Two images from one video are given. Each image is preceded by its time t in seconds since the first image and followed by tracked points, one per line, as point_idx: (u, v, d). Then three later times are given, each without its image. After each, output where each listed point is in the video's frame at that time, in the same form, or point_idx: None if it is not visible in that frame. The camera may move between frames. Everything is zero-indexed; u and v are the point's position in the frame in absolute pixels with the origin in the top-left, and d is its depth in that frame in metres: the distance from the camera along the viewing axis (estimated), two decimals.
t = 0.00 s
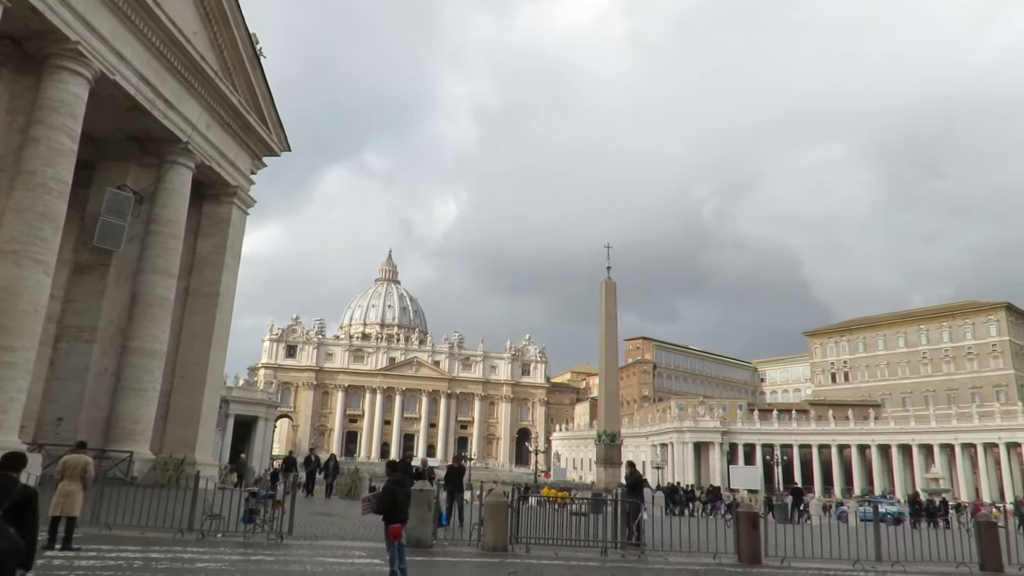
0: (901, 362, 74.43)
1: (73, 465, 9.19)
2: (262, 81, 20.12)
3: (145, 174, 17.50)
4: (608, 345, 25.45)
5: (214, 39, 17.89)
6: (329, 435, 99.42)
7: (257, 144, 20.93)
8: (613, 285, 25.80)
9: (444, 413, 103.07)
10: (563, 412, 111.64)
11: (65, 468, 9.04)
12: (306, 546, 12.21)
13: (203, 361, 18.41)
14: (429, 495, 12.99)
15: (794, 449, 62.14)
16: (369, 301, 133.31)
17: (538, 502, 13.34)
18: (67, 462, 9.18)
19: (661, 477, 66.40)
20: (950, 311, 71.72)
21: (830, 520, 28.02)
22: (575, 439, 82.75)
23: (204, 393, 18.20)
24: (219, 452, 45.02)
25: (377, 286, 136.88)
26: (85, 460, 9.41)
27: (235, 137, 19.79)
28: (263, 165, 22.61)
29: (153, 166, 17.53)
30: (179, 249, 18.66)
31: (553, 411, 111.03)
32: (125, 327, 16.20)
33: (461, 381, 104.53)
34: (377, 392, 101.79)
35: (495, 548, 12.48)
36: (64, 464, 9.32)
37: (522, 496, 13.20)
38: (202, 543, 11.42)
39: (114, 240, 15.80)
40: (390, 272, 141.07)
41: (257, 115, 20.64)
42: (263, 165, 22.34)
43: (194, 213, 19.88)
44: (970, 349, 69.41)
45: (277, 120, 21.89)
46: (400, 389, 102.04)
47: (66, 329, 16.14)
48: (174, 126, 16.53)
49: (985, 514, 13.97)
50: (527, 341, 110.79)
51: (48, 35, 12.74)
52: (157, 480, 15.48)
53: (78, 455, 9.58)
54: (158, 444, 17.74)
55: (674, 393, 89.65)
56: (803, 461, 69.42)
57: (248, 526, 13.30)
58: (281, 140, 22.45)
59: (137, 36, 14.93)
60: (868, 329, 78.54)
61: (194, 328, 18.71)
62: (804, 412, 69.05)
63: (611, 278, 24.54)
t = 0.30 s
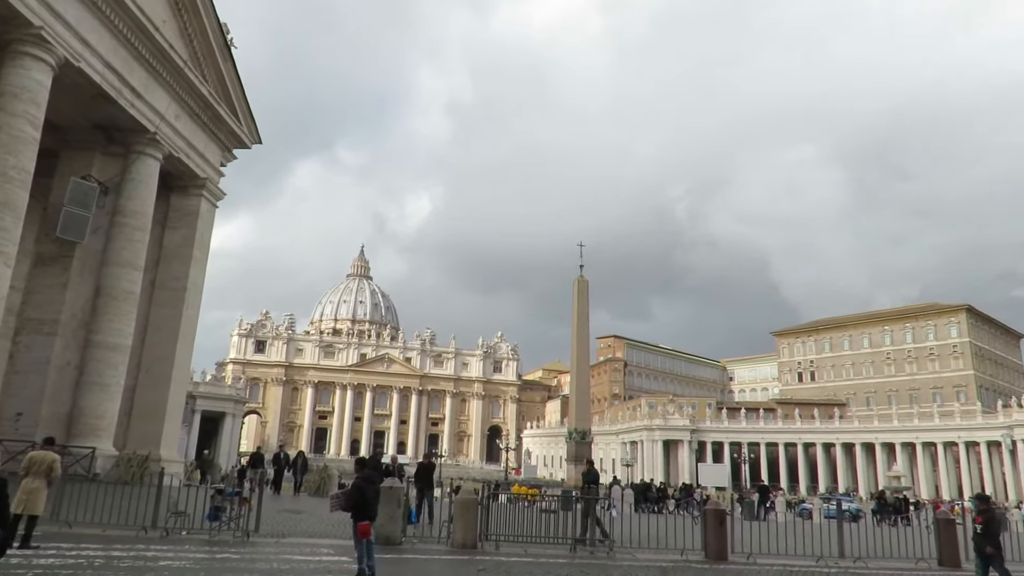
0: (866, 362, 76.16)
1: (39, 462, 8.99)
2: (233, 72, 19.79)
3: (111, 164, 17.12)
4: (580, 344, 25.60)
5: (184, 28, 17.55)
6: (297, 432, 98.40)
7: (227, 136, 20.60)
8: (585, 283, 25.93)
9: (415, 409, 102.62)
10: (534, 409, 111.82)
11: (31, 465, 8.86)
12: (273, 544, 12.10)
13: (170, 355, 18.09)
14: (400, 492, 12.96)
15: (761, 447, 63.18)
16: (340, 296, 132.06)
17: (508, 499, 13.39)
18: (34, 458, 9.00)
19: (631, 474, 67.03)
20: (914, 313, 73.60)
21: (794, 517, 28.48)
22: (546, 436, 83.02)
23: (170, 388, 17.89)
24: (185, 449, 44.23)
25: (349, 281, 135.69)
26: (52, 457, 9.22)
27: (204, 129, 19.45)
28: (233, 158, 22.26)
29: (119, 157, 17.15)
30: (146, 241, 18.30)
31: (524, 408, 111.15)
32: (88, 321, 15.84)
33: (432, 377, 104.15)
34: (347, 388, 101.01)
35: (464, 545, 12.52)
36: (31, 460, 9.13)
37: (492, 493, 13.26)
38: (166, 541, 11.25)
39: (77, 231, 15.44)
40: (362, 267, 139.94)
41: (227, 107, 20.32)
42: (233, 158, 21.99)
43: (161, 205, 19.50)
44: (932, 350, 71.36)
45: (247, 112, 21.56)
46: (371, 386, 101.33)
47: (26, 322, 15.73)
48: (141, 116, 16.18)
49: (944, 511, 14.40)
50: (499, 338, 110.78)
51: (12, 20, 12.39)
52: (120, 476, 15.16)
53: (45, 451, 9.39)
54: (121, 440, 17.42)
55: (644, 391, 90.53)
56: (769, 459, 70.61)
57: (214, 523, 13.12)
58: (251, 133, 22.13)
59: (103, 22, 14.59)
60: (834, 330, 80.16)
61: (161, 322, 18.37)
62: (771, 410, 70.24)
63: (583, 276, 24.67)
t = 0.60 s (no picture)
0: (834, 361, 77.68)
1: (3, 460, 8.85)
2: (204, 63, 19.49)
3: (77, 155, 16.77)
4: (554, 341, 25.76)
5: (154, 18, 17.24)
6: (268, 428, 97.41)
7: (197, 128, 20.30)
8: (560, 281, 26.05)
9: (388, 406, 102.12)
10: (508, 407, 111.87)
11: None
12: (243, 542, 12.00)
13: (138, 351, 17.78)
14: (371, 489, 12.92)
15: (731, 444, 64.11)
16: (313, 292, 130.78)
17: (480, 497, 13.43)
18: None
19: (602, 471, 67.59)
20: (881, 313, 75.22)
21: (762, 514, 28.96)
22: (519, 434, 83.23)
23: (137, 384, 17.63)
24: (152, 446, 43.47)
25: (322, 277, 134.41)
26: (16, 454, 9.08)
27: (175, 120, 19.14)
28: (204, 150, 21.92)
29: (86, 148, 16.82)
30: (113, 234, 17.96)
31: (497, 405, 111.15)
32: (53, 315, 15.51)
33: (405, 374, 103.68)
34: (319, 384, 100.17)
35: (436, 542, 12.56)
36: None
37: (465, 490, 13.29)
38: (132, 539, 11.08)
39: (41, 223, 15.10)
40: (336, 263, 138.72)
41: (198, 98, 20.00)
42: (204, 150, 21.66)
43: (129, 197, 19.14)
44: (898, 349, 73.02)
45: (219, 105, 21.23)
46: (343, 382, 100.59)
47: None
48: (109, 106, 15.86)
49: (907, 507, 14.79)
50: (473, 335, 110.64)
51: None
52: (85, 474, 14.87)
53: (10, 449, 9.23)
54: (87, 437, 17.09)
55: (617, 389, 91.23)
56: (739, 456, 71.69)
57: (182, 520, 12.95)
58: (223, 125, 21.82)
59: (70, 10, 14.27)
60: (803, 329, 81.58)
61: (128, 316, 18.04)
62: (742, 408, 71.29)
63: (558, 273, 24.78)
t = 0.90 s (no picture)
0: (803, 361, 79.07)
1: None
2: (176, 54, 19.19)
3: (43, 144, 16.39)
4: (528, 339, 25.85)
5: (124, 7, 16.92)
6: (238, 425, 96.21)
7: (169, 120, 19.97)
8: (534, 278, 26.14)
9: (361, 403, 101.46)
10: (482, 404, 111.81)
11: None
12: (210, 539, 11.87)
13: (104, 345, 17.46)
14: (343, 487, 12.87)
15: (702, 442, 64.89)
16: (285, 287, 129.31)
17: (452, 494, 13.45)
18: None
19: (575, 468, 68.00)
20: (849, 313, 76.76)
21: (731, 511, 29.39)
22: (493, 431, 83.26)
23: (104, 379, 17.31)
24: (118, 443, 42.66)
25: (294, 272, 132.94)
26: None
27: (145, 111, 18.80)
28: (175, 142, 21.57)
29: (53, 138, 16.45)
30: (81, 227, 17.62)
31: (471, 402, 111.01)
32: (17, 308, 15.14)
33: (379, 370, 103.05)
34: (291, 380, 99.14)
35: (407, 540, 12.55)
36: None
37: (437, 487, 13.30)
38: (96, 537, 10.88)
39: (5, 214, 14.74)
40: (309, 258, 137.33)
41: (169, 90, 19.69)
42: (175, 142, 21.31)
43: (97, 188, 18.75)
44: (865, 349, 74.58)
45: (191, 96, 20.91)
46: (315, 378, 99.71)
47: None
48: (77, 95, 15.54)
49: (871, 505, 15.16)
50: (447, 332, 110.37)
51: None
52: (48, 470, 14.57)
53: None
54: (50, 433, 16.72)
55: (590, 387, 91.75)
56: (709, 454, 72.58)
57: (148, 519, 12.76)
58: (194, 117, 21.49)
59: None
60: (773, 328, 82.84)
61: (94, 310, 17.70)
62: (713, 406, 72.21)
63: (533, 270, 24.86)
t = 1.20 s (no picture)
0: (772, 360, 80.39)
1: None
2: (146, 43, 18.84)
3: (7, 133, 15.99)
4: (501, 335, 25.91)
5: None
6: (207, 421, 94.82)
7: (137, 110, 19.61)
8: (508, 276, 26.20)
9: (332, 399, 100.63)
10: (454, 401, 111.60)
11: None
12: (176, 537, 11.72)
13: (69, 338, 17.11)
14: (313, 483, 12.81)
15: (673, 440, 65.56)
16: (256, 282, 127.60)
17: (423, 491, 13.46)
18: None
19: (547, 466, 68.30)
20: (817, 314, 78.22)
21: (700, 509, 29.83)
22: (465, 428, 83.18)
23: (68, 374, 16.96)
24: (82, 439, 41.77)
25: (266, 267, 131.22)
26: None
27: (113, 101, 18.45)
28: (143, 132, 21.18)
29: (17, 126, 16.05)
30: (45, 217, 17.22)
31: (443, 400, 110.73)
32: None
33: (351, 367, 102.27)
34: (261, 376, 97.96)
35: (377, 537, 12.54)
36: None
37: (408, 484, 13.30)
38: (57, 535, 10.68)
39: None
40: (281, 253, 135.69)
41: (138, 79, 19.34)
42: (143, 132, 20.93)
43: (62, 178, 18.34)
44: (833, 349, 76.09)
45: (160, 86, 20.54)
46: (286, 374, 98.66)
47: None
48: (42, 82, 15.19)
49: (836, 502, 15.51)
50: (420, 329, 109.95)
51: None
52: (8, 467, 14.24)
53: None
54: (11, 428, 16.32)
55: (563, 385, 92.14)
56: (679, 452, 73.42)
57: (112, 516, 12.55)
58: (164, 108, 21.14)
59: None
60: (744, 328, 84.02)
61: (58, 303, 17.31)
62: (684, 405, 73.05)
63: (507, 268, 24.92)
